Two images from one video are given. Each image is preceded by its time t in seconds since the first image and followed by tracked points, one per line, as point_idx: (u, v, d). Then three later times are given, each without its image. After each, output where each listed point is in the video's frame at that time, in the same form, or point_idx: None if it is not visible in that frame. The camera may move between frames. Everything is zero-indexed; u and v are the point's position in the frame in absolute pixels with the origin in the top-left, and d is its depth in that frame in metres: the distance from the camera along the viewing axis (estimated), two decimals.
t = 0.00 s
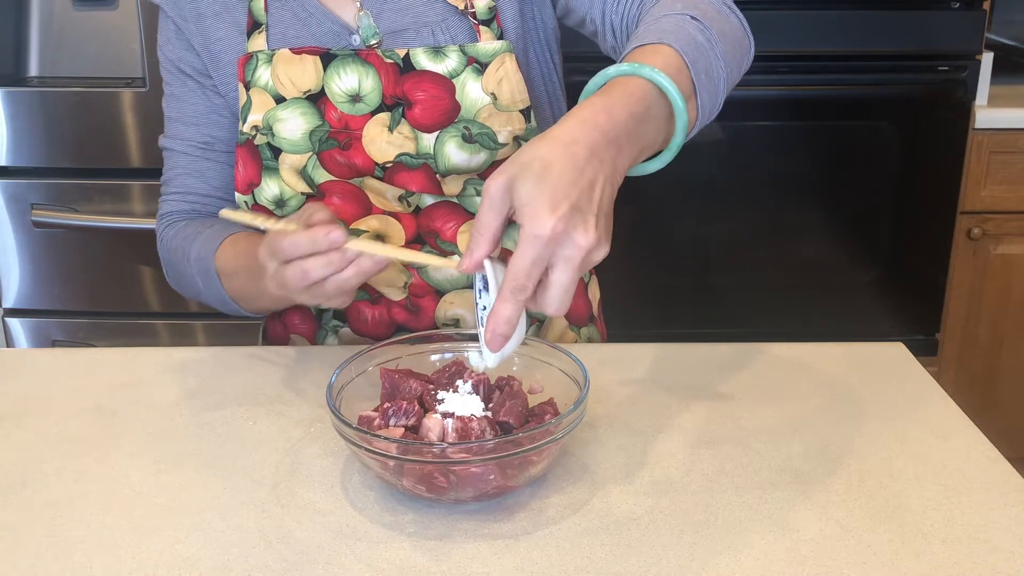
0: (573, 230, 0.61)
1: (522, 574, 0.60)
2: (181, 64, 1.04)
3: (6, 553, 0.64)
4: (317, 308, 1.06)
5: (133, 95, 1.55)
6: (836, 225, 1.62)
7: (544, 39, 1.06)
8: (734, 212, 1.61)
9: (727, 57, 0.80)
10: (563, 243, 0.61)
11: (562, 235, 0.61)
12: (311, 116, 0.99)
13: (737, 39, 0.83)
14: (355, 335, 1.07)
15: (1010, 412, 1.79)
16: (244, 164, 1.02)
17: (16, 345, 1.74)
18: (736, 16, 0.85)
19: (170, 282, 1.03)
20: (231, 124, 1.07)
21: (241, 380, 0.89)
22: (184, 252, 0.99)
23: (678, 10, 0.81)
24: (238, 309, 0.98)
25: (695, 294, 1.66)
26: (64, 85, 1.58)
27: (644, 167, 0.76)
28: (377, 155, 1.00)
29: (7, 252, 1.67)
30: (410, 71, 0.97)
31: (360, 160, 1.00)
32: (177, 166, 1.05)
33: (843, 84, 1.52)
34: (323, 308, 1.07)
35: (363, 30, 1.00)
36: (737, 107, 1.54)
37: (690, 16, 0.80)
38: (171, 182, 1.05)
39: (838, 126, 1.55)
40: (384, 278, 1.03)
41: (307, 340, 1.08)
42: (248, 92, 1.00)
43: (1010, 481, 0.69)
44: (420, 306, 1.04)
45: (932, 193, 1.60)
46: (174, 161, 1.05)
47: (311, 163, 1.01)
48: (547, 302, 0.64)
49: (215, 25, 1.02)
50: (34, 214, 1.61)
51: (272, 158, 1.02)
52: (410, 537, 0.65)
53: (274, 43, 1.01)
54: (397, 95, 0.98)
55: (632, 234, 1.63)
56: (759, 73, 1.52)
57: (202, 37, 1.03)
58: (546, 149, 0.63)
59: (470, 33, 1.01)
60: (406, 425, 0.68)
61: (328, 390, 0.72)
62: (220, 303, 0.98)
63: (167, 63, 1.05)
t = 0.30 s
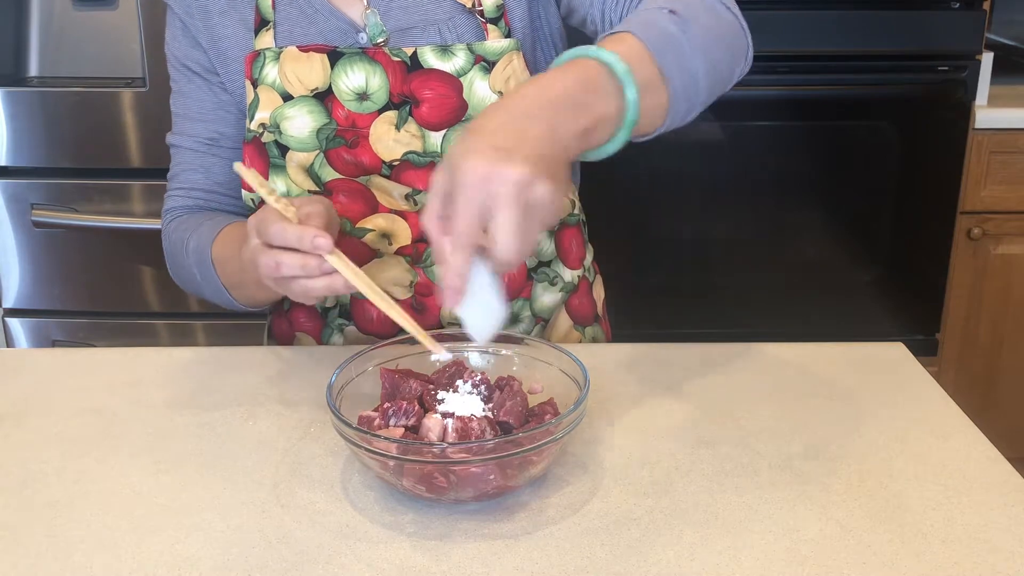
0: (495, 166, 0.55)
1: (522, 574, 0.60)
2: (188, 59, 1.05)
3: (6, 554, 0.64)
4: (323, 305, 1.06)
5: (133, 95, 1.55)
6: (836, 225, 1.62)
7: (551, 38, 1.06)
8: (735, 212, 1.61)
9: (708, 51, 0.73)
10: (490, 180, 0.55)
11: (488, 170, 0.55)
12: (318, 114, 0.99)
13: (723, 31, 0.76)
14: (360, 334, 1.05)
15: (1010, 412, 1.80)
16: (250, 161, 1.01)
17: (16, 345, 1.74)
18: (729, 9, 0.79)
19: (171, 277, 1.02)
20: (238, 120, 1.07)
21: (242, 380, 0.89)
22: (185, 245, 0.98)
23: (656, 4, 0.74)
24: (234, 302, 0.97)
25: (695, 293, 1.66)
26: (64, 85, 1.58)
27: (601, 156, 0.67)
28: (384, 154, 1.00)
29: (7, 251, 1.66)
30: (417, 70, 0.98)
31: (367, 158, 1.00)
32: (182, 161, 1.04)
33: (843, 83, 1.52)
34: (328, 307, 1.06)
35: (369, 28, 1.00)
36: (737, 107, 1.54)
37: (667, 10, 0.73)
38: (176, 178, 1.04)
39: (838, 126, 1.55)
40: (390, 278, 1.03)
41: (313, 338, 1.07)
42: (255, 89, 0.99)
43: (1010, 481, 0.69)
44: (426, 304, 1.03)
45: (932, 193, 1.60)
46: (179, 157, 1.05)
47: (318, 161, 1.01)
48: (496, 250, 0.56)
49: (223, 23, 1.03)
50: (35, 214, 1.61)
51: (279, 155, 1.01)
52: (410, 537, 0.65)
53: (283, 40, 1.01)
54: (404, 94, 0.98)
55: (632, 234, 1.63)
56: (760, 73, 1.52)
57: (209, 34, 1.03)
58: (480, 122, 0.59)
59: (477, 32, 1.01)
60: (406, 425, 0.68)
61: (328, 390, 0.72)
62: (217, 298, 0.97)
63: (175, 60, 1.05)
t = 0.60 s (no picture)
0: (447, 176, 0.59)
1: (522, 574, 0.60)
2: (192, 54, 1.05)
3: (6, 554, 0.64)
4: (325, 304, 1.06)
5: (133, 95, 1.55)
6: (836, 224, 1.63)
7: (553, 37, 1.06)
8: (735, 212, 1.61)
9: (699, 64, 0.75)
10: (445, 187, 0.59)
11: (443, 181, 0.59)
12: (320, 111, 0.99)
13: (717, 41, 0.77)
14: (362, 333, 1.06)
15: (1010, 412, 1.79)
16: (253, 157, 1.01)
17: (16, 346, 1.74)
18: (724, 19, 0.80)
19: (169, 269, 1.01)
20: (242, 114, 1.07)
21: (241, 379, 0.89)
22: (186, 236, 0.98)
23: (645, 21, 0.76)
24: (234, 296, 0.97)
25: (694, 293, 1.66)
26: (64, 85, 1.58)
27: (585, 172, 0.71)
28: (386, 151, 1.00)
29: (7, 251, 1.66)
30: (420, 67, 0.98)
31: (369, 156, 1.00)
32: (186, 153, 1.04)
33: (843, 83, 1.52)
34: (330, 305, 1.06)
35: (371, 26, 1.00)
36: (737, 107, 1.54)
37: (655, 26, 0.75)
38: (179, 171, 1.04)
39: (838, 126, 1.55)
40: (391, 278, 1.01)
41: (315, 338, 1.07)
42: (258, 86, 1.00)
43: (1010, 481, 0.69)
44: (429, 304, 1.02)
45: (932, 193, 1.60)
46: (183, 150, 1.04)
47: (320, 159, 1.01)
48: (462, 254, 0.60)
49: (228, 17, 1.02)
50: (35, 214, 1.61)
51: (281, 152, 1.01)
52: (410, 537, 0.65)
53: (286, 37, 1.01)
54: (407, 91, 0.98)
55: (631, 234, 1.63)
56: (760, 73, 1.52)
57: (213, 29, 1.03)
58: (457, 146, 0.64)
59: (479, 29, 1.01)
60: (406, 426, 0.68)
61: (328, 390, 0.72)
62: (216, 293, 0.97)
63: (178, 53, 1.05)
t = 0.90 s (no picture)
0: (523, 203, 0.54)
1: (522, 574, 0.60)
2: (194, 51, 1.04)
3: (6, 554, 0.64)
4: (327, 303, 1.06)
5: (133, 95, 1.55)
6: (836, 225, 1.62)
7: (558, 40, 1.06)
8: (735, 212, 1.61)
9: (718, 83, 0.76)
10: (516, 217, 0.54)
11: (513, 209, 0.54)
12: (326, 110, 0.99)
13: (734, 64, 0.79)
14: (365, 333, 1.06)
15: (1010, 412, 1.79)
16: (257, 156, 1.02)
17: (16, 346, 1.74)
18: (739, 40, 0.82)
19: (172, 266, 1.00)
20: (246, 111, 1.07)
21: (242, 379, 0.89)
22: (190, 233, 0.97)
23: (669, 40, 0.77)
24: (235, 294, 0.97)
25: (695, 293, 1.66)
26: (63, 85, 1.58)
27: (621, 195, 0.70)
28: (390, 151, 1.00)
29: (7, 251, 1.66)
30: (426, 67, 0.98)
31: (374, 156, 1.00)
32: (188, 151, 1.03)
33: (843, 84, 1.52)
34: (333, 304, 1.06)
35: (378, 25, 1.00)
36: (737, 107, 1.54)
37: (681, 46, 0.76)
38: (181, 169, 1.03)
39: (838, 126, 1.55)
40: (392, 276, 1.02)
41: (317, 338, 1.07)
42: (263, 84, 1.00)
43: (1010, 481, 0.69)
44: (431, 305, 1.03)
45: (932, 192, 1.60)
46: (185, 147, 1.04)
47: (324, 157, 1.01)
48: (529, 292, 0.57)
49: (233, 16, 1.03)
50: (35, 214, 1.61)
51: (286, 150, 1.01)
52: (410, 537, 0.65)
53: (290, 36, 1.01)
54: (412, 91, 0.98)
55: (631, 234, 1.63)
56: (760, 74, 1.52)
57: (218, 27, 1.04)
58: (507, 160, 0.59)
59: (486, 30, 1.01)
60: (406, 426, 0.68)
61: (328, 390, 0.72)
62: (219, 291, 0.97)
63: (180, 51, 1.05)
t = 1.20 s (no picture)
0: (612, 229, 0.62)
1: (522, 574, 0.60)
2: (201, 52, 1.04)
3: (6, 554, 0.64)
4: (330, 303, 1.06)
5: (133, 95, 1.55)
6: (836, 225, 1.62)
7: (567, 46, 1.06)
8: (735, 212, 1.61)
9: (745, 104, 0.83)
10: (602, 238, 0.62)
11: (603, 230, 0.62)
12: (332, 110, 0.99)
13: (756, 91, 0.85)
14: (368, 332, 1.06)
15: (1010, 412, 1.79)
16: (261, 155, 1.02)
17: (16, 346, 1.74)
18: (757, 64, 0.87)
19: (179, 269, 1.02)
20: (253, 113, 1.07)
21: (243, 380, 0.89)
22: (195, 238, 0.98)
23: (708, 53, 0.83)
24: (242, 299, 0.97)
25: (695, 293, 1.66)
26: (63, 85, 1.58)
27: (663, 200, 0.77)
28: (395, 152, 1.00)
29: (7, 251, 1.66)
30: (432, 70, 0.98)
31: (378, 156, 1.00)
32: (193, 153, 1.04)
33: (844, 84, 1.52)
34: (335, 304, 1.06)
35: (386, 27, 1.01)
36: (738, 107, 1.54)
37: (719, 61, 0.82)
38: (187, 170, 1.04)
39: (838, 126, 1.55)
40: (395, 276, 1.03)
41: (320, 338, 1.07)
42: (269, 83, 1.00)
43: (1010, 481, 0.69)
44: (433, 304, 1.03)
45: (932, 192, 1.59)
46: (190, 149, 1.04)
47: (329, 157, 1.01)
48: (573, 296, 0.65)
49: (238, 16, 1.03)
50: (34, 214, 1.61)
51: (291, 150, 1.01)
52: (409, 537, 0.65)
53: (297, 36, 1.01)
54: (418, 92, 0.98)
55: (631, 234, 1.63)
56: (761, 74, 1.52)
57: (223, 27, 1.03)
58: (593, 159, 0.66)
59: (495, 34, 1.02)
60: (406, 426, 0.68)
61: (328, 390, 0.72)
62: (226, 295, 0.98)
63: (187, 51, 1.05)
